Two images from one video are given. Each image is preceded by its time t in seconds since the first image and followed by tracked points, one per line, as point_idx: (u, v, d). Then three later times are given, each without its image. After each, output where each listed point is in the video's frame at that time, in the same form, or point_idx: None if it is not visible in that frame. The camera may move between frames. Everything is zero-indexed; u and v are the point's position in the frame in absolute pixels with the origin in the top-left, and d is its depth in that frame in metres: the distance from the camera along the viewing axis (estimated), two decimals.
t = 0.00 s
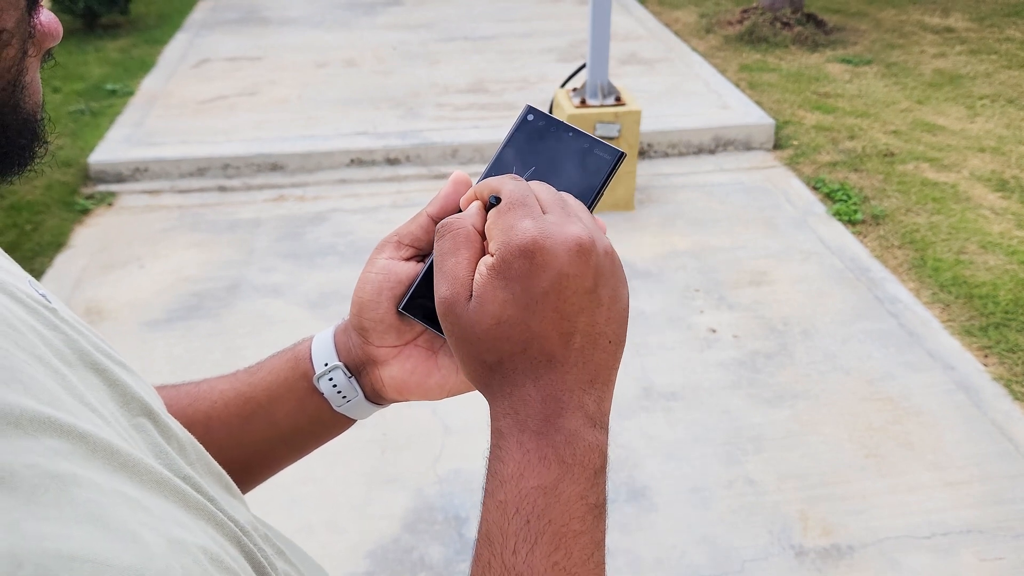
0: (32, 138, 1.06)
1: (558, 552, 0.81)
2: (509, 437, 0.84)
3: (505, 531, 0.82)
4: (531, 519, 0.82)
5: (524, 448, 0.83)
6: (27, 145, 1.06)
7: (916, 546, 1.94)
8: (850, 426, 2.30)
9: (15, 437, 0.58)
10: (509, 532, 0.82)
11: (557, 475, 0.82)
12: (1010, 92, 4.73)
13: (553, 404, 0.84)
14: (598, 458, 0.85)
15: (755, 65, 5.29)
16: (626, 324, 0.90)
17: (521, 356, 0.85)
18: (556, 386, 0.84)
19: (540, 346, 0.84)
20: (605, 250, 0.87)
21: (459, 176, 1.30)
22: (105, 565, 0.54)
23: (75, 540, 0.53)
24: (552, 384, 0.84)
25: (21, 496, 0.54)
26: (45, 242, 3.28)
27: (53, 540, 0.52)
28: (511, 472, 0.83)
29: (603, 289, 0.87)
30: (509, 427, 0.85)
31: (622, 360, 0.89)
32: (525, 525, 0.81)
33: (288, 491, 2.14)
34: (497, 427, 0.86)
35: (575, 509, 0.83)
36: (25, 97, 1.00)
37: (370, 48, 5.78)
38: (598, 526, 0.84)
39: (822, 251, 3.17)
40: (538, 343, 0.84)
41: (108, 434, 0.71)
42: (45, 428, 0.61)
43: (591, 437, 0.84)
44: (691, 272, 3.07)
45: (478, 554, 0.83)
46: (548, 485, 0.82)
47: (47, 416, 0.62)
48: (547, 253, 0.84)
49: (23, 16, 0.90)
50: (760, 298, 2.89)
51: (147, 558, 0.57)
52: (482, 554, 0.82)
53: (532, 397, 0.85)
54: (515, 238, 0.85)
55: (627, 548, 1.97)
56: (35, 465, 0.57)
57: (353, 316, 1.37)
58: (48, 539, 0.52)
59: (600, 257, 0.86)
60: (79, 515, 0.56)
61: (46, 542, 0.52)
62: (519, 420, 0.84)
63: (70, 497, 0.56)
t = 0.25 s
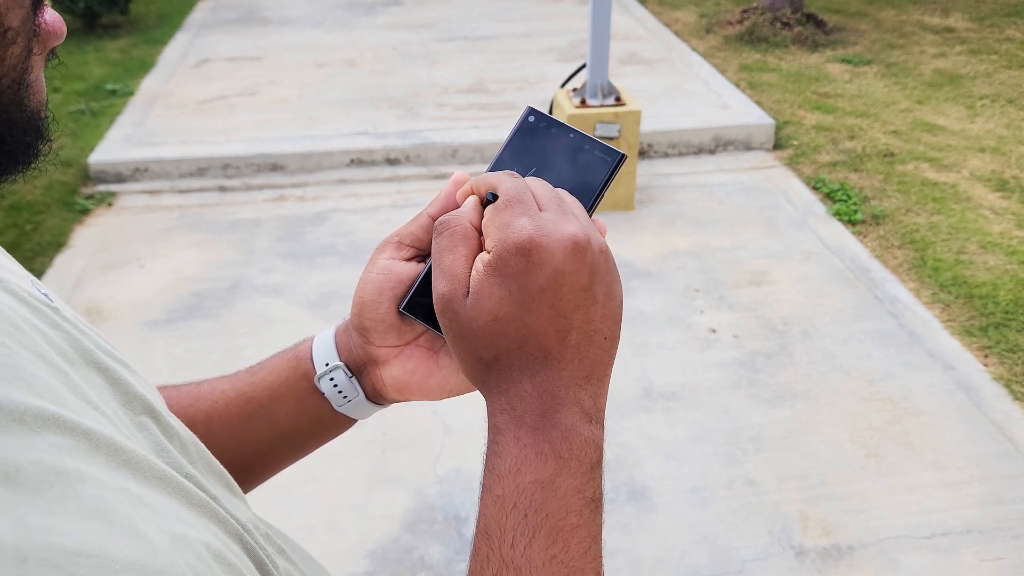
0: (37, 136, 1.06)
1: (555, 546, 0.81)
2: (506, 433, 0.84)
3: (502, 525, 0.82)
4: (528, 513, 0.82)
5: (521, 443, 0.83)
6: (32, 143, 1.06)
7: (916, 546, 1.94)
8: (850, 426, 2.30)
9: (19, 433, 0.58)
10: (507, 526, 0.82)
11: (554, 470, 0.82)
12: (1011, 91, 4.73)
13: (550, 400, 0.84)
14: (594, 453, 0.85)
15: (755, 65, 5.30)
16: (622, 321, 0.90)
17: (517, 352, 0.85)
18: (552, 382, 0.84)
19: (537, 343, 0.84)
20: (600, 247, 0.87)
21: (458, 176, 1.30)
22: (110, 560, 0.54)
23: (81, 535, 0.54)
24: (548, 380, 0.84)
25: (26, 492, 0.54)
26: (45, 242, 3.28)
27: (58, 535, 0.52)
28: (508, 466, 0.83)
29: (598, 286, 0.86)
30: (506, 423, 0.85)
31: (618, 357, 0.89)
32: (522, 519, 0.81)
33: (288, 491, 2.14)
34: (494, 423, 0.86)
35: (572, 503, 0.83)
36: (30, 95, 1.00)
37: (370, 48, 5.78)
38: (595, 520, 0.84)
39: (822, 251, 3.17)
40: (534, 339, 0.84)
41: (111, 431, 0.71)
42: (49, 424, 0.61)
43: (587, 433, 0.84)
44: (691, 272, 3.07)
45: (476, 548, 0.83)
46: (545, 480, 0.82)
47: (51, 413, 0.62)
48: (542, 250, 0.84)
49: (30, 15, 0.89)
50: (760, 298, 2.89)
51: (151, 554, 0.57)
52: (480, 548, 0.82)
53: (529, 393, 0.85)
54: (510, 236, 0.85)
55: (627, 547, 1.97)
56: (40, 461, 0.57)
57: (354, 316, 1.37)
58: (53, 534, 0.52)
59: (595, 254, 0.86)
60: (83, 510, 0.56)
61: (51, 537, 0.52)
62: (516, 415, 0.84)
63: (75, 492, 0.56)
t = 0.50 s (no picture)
0: (41, 133, 1.06)
1: (555, 542, 0.81)
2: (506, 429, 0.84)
3: (503, 521, 0.82)
4: (528, 509, 0.82)
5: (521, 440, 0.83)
6: (37, 141, 1.05)
7: (916, 546, 1.94)
8: (850, 426, 2.30)
9: (24, 429, 0.58)
10: (508, 522, 0.82)
11: (553, 466, 0.82)
12: (1011, 91, 4.73)
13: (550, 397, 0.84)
14: (595, 450, 0.85)
15: (755, 65, 5.30)
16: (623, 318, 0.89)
17: (518, 349, 0.85)
18: (552, 379, 0.84)
19: (537, 340, 0.84)
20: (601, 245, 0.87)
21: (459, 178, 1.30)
22: (114, 554, 0.54)
23: (86, 530, 0.54)
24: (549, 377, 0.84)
25: (31, 487, 0.54)
26: (45, 242, 3.28)
27: (63, 530, 0.52)
28: (508, 462, 0.83)
29: (599, 284, 0.86)
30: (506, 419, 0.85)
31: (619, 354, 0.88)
32: (522, 515, 0.82)
33: (288, 492, 2.14)
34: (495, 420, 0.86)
35: (572, 500, 0.82)
36: (35, 92, 1.00)
37: (370, 48, 5.78)
38: (595, 516, 0.84)
39: (822, 251, 3.17)
40: (534, 336, 0.84)
41: (114, 428, 0.71)
42: (53, 421, 0.61)
43: (588, 430, 0.84)
44: (691, 272, 3.07)
45: (477, 544, 0.83)
46: (545, 476, 0.82)
47: (55, 409, 0.62)
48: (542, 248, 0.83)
49: (36, 13, 0.89)
50: (760, 298, 2.89)
51: (154, 549, 0.58)
52: (481, 544, 0.83)
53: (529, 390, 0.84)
54: (511, 233, 0.84)
55: (627, 547, 1.97)
56: (45, 456, 0.57)
57: (356, 317, 1.37)
58: (58, 528, 0.52)
59: (597, 252, 0.86)
60: (88, 505, 0.56)
61: (56, 531, 0.52)
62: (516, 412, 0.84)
63: (79, 488, 0.56)
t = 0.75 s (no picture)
0: (46, 132, 1.06)
1: (555, 544, 0.81)
2: (506, 432, 0.84)
3: (502, 524, 0.82)
4: (528, 511, 0.81)
5: (520, 442, 0.83)
6: (42, 140, 1.06)
7: (916, 546, 1.94)
8: (850, 426, 2.30)
9: (28, 425, 0.58)
10: (508, 525, 0.82)
11: (553, 468, 0.82)
12: (1011, 92, 4.73)
13: (549, 399, 0.84)
14: (594, 451, 0.85)
15: (755, 65, 5.30)
16: (621, 320, 0.90)
17: (517, 351, 0.85)
18: (551, 381, 0.84)
19: (536, 342, 0.84)
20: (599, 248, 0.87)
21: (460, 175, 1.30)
22: (117, 549, 0.54)
23: (90, 525, 0.54)
24: (548, 379, 0.84)
25: (36, 483, 0.54)
26: (45, 242, 3.28)
27: (68, 524, 0.52)
28: (507, 465, 0.83)
29: (597, 286, 0.86)
30: (505, 422, 0.85)
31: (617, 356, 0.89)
32: (522, 518, 0.81)
33: (288, 492, 2.14)
34: (493, 422, 0.86)
35: (571, 501, 0.82)
36: (40, 91, 1.00)
37: (370, 48, 5.78)
38: (595, 517, 0.84)
39: (822, 251, 3.17)
40: (533, 339, 0.84)
41: (118, 425, 0.71)
42: (57, 417, 0.61)
43: (587, 431, 0.84)
44: (691, 272, 3.07)
45: (477, 547, 0.83)
46: (545, 478, 0.82)
47: (58, 406, 0.62)
48: (541, 251, 0.84)
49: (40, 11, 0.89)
50: (760, 298, 2.89)
51: (158, 545, 0.57)
52: (481, 547, 0.82)
53: (528, 392, 0.85)
54: (510, 236, 0.85)
55: (627, 547, 1.97)
56: (49, 453, 0.57)
57: (356, 314, 1.37)
58: (64, 523, 0.52)
59: (595, 254, 0.86)
60: (92, 501, 0.56)
61: (61, 526, 0.52)
62: (515, 414, 0.84)
63: (83, 484, 0.56)
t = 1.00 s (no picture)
0: (49, 132, 1.06)
1: (555, 544, 0.81)
2: (505, 432, 0.84)
3: (502, 525, 0.82)
4: (528, 512, 0.81)
5: (521, 442, 0.83)
6: (45, 140, 1.06)
7: (916, 546, 1.94)
8: (850, 426, 2.30)
9: (30, 423, 0.58)
10: (507, 525, 0.81)
11: (553, 468, 0.82)
12: (1011, 92, 4.73)
13: (549, 399, 0.84)
14: (593, 452, 0.85)
15: (755, 65, 5.30)
16: (620, 321, 0.90)
17: (517, 353, 0.85)
18: (551, 382, 0.84)
19: (535, 343, 0.84)
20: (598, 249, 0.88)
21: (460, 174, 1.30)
22: (119, 549, 0.54)
23: (92, 524, 0.54)
24: (547, 380, 0.84)
25: (38, 482, 0.54)
26: (45, 242, 3.28)
27: (69, 523, 0.52)
28: (507, 466, 0.83)
29: (596, 288, 0.87)
30: (505, 422, 0.85)
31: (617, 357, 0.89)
32: (522, 518, 0.81)
33: (288, 492, 2.14)
34: (493, 423, 0.86)
35: (571, 501, 0.82)
36: (42, 90, 1.00)
37: (370, 48, 5.78)
38: (594, 518, 0.84)
39: (822, 251, 3.17)
40: (533, 340, 0.84)
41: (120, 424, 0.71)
42: (59, 416, 0.61)
43: (586, 432, 0.84)
44: (691, 272, 3.07)
45: (476, 548, 0.82)
46: (545, 479, 0.82)
47: (60, 405, 0.62)
48: (541, 252, 0.84)
49: (44, 10, 0.89)
50: (760, 298, 2.89)
51: (160, 544, 0.58)
52: (480, 548, 0.82)
53: (528, 392, 0.85)
54: (510, 237, 0.85)
55: (627, 547, 1.97)
56: (51, 451, 0.57)
57: (356, 313, 1.37)
58: (67, 522, 0.52)
59: (594, 256, 0.87)
60: (94, 500, 0.55)
61: (63, 526, 0.52)
62: (515, 415, 0.84)
63: (86, 482, 0.56)
